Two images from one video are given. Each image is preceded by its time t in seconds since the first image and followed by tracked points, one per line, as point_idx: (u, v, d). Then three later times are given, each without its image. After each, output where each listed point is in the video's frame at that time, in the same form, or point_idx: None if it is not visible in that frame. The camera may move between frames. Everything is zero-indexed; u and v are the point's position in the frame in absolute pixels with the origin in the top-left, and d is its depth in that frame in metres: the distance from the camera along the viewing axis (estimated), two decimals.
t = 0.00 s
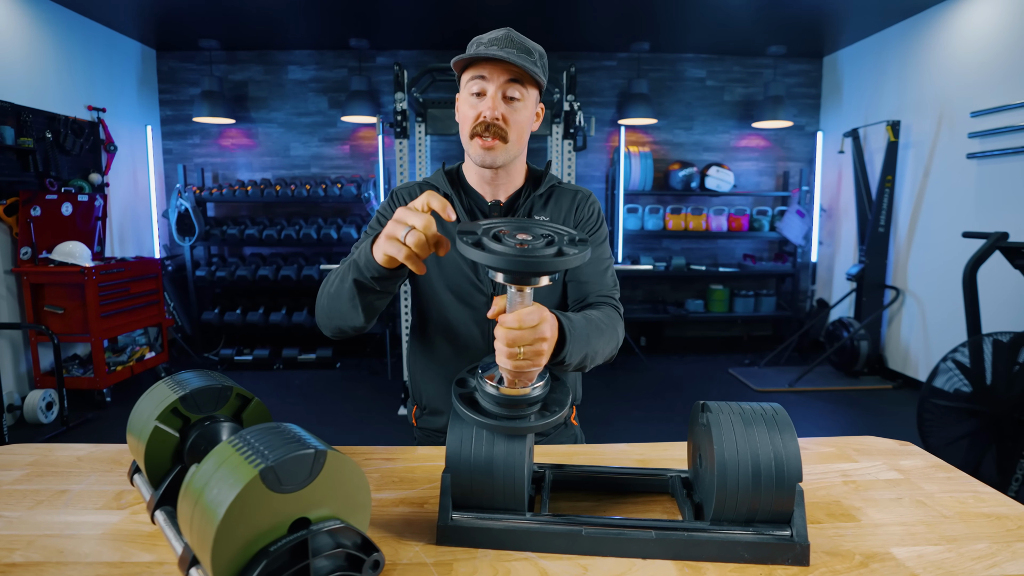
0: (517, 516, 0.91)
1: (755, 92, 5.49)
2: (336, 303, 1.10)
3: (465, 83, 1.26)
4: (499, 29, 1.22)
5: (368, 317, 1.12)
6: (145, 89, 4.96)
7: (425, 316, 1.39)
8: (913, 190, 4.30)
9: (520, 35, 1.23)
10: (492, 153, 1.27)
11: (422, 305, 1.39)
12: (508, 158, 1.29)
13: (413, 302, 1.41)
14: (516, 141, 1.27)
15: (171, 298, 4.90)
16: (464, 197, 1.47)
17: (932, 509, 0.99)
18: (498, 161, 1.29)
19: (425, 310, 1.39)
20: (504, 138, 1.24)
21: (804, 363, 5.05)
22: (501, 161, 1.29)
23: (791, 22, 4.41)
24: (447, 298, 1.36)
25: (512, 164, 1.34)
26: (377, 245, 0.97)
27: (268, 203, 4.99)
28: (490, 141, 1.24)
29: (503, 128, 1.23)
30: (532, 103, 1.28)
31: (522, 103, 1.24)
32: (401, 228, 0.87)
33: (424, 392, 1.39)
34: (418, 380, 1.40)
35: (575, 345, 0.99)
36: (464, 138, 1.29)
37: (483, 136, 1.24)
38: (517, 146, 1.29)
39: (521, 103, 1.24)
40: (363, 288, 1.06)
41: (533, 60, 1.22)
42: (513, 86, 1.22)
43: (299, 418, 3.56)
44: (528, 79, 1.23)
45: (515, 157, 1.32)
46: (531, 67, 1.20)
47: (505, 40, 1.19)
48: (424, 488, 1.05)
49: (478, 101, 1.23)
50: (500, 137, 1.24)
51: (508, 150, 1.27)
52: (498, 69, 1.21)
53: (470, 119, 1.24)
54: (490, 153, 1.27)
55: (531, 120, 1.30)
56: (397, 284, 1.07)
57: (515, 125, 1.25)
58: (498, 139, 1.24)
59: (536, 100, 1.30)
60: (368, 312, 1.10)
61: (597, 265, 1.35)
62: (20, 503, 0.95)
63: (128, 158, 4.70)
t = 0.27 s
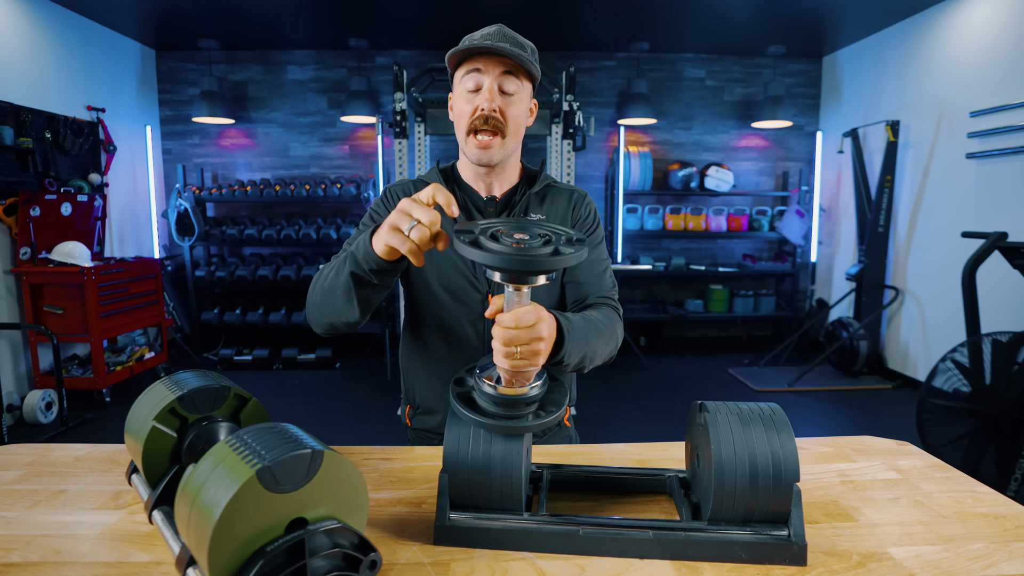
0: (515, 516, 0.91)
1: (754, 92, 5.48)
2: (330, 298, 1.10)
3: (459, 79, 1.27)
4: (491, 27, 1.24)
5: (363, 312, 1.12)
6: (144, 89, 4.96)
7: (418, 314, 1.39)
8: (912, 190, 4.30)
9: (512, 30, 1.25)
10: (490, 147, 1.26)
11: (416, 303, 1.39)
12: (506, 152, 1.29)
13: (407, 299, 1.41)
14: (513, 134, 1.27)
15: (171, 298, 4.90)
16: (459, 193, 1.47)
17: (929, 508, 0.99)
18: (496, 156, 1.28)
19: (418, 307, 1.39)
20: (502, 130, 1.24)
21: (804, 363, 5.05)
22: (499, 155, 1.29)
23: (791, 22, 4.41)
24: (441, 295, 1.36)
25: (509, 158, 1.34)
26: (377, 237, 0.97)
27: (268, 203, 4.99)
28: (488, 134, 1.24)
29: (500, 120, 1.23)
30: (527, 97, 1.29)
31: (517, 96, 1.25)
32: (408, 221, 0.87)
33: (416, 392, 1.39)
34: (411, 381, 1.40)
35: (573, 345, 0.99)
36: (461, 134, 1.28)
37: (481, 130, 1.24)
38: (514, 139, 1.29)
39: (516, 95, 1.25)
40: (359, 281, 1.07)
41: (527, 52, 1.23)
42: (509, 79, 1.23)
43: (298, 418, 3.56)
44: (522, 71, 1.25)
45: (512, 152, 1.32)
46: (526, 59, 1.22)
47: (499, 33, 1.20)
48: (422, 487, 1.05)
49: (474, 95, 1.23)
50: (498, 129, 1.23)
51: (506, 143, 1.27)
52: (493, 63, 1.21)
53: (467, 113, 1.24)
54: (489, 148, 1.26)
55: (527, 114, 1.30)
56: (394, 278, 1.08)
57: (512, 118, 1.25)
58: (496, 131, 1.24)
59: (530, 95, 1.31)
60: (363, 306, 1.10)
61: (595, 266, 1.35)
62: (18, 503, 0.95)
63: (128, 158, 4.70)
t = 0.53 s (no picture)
0: (514, 515, 0.91)
1: (754, 92, 5.48)
2: (324, 293, 1.11)
3: (459, 75, 1.27)
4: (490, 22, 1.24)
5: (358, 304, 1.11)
6: (144, 89, 4.96)
7: (416, 315, 1.39)
8: (912, 190, 4.30)
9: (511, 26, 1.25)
10: (492, 142, 1.27)
11: (414, 304, 1.39)
12: (507, 147, 1.29)
13: (405, 300, 1.41)
14: (514, 129, 1.27)
15: (171, 298, 4.90)
16: (457, 193, 1.47)
17: (929, 508, 0.99)
18: (497, 151, 1.29)
19: (416, 307, 1.39)
20: (503, 125, 1.24)
21: (804, 363, 5.05)
22: (500, 151, 1.29)
23: (790, 22, 4.42)
24: (438, 295, 1.36)
25: (509, 154, 1.34)
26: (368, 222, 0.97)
27: (268, 203, 5.00)
28: (489, 129, 1.25)
29: (502, 115, 1.23)
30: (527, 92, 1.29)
31: (518, 91, 1.25)
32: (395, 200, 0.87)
33: (414, 393, 1.39)
34: (410, 381, 1.40)
35: (573, 345, 0.99)
36: (461, 130, 1.28)
37: (482, 124, 1.24)
38: (515, 134, 1.29)
39: (517, 91, 1.25)
40: (353, 272, 1.06)
41: (527, 47, 1.24)
42: (510, 74, 1.23)
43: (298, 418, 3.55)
44: (522, 66, 1.25)
45: (513, 147, 1.33)
46: (526, 54, 1.22)
47: (499, 28, 1.20)
48: (422, 487, 1.05)
49: (475, 90, 1.23)
50: (499, 125, 1.24)
51: (507, 138, 1.27)
52: (494, 58, 1.22)
53: (468, 108, 1.24)
54: (490, 143, 1.27)
55: (527, 109, 1.31)
56: (388, 266, 1.06)
57: (514, 113, 1.25)
58: (498, 126, 1.24)
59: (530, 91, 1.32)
60: (358, 297, 1.09)
61: (594, 268, 1.35)
62: (17, 502, 0.95)
63: (127, 158, 4.70)
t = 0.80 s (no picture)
0: (512, 514, 0.91)
1: (754, 92, 5.49)
2: (322, 297, 1.11)
3: (458, 75, 1.26)
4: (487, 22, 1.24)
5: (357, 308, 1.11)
6: (144, 90, 4.96)
7: (414, 318, 1.39)
8: (911, 190, 4.30)
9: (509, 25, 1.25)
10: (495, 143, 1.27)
11: (411, 307, 1.39)
12: (508, 148, 1.30)
13: (402, 303, 1.41)
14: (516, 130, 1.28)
15: (171, 298, 4.90)
16: (454, 193, 1.47)
17: (926, 507, 0.99)
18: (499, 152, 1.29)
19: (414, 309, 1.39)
20: (506, 126, 1.24)
21: (803, 363, 5.05)
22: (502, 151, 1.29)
23: (789, 22, 4.42)
24: (436, 297, 1.36)
25: (509, 154, 1.34)
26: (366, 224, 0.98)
27: (267, 203, 5.00)
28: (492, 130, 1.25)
29: (505, 116, 1.23)
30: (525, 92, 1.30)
31: (519, 91, 1.26)
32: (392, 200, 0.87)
33: (412, 395, 1.39)
34: (408, 384, 1.39)
35: (571, 345, 0.99)
36: (463, 131, 1.28)
37: (486, 126, 1.24)
38: (515, 135, 1.29)
39: (517, 91, 1.25)
40: (351, 273, 1.06)
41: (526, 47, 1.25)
42: (510, 75, 1.24)
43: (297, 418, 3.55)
44: (521, 67, 1.26)
45: (512, 147, 1.33)
46: (526, 54, 1.23)
47: (500, 28, 1.20)
48: (420, 486, 1.05)
49: (476, 90, 1.23)
50: (502, 126, 1.24)
51: (509, 139, 1.28)
52: (495, 59, 1.22)
53: (471, 109, 1.23)
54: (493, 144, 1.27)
55: (526, 109, 1.31)
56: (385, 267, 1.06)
57: (515, 114, 1.26)
58: (501, 127, 1.24)
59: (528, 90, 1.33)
60: (356, 301, 1.09)
61: (592, 269, 1.35)
62: (16, 502, 0.95)
63: (127, 159, 4.70)
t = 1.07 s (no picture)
0: (511, 514, 0.91)
1: (753, 92, 5.49)
2: (330, 315, 1.11)
3: (453, 80, 1.26)
4: (483, 22, 1.23)
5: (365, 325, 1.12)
6: (144, 90, 4.96)
7: (413, 321, 1.39)
8: (910, 189, 4.31)
9: (505, 26, 1.23)
10: (487, 152, 1.27)
11: (411, 309, 1.39)
12: (502, 155, 1.30)
13: (401, 305, 1.41)
14: (509, 137, 1.27)
15: (171, 298, 4.90)
16: (452, 195, 1.47)
17: (925, 506, 0.99)
18: (493, 160, 1.30)
19: (413, 312, 1.39)
20: (498, 135, 1.24)
21: (803, 363, 5.06)
22: (496, 159, 1.30)
23: (789, 22, 4.42)
24: (436, 300, 1.36)
25: (504, 160, 1.34)
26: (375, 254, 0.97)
27: (267, 203, 5.00)
28: (484, 139, 1.25)
29: (497, 124, 1.23)
30: (521, 96, 1.29)
31: (513, 97, 1.25)
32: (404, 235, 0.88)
33: (411, 397, 1.40)
34: (408, 386, 1.40)
35: (570, 346, 1.00)
36: (456, 138, 1.28)
37: (477, 134, 1.24)
38: (510, 141, 1.29)
39: (512, 96, 1.25)
40: (360, 293, 1.06)
41: (521, 51, 1.23)
42: (504, 81, 1.23)
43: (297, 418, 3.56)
44: (517, 71, 1.24)
45: (507, 154, 1.33)
46: (521, 59, 1.22)
47: (493, 32, 1.19)
48: (420, 486, 1.05)
49: (469, 97, 1.23)
50: (494, 134, 1.24)
51: (502, 146, 1.28)
52: (488, 65, 1.21)
53: (463, 117, 1.24)
54: (485, 152, 1.27)
55: (522, 114, 1.30)
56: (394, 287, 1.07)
57: (509, 120, 1.25)
58: (493, 136, 1.24)
59: (525, 93, 1.31)
60: (365, 319, 1.10)
61: (592, 270, 1.35)
62: (17, 502, 0.95)
63: (127, 159, 4.70)
